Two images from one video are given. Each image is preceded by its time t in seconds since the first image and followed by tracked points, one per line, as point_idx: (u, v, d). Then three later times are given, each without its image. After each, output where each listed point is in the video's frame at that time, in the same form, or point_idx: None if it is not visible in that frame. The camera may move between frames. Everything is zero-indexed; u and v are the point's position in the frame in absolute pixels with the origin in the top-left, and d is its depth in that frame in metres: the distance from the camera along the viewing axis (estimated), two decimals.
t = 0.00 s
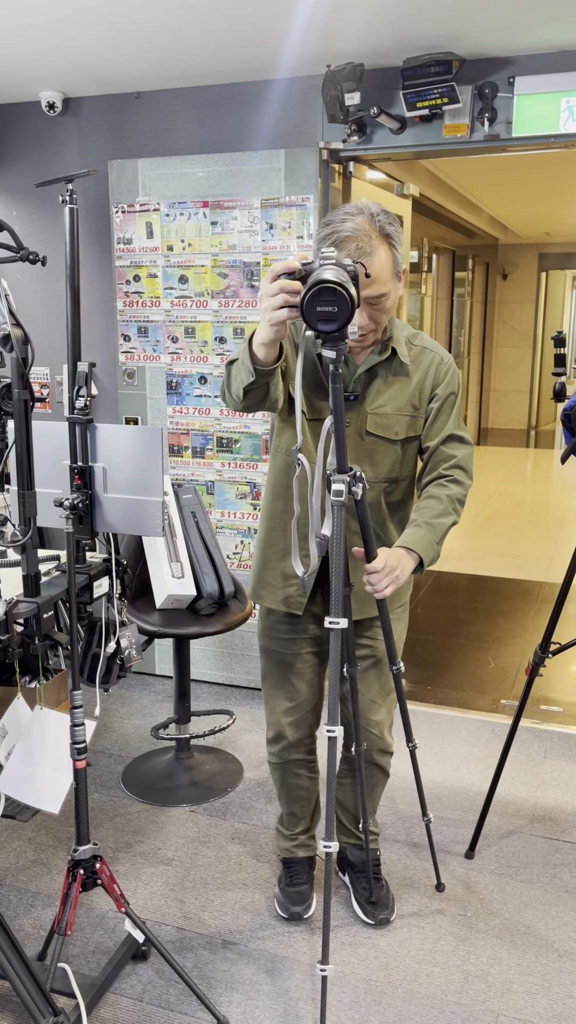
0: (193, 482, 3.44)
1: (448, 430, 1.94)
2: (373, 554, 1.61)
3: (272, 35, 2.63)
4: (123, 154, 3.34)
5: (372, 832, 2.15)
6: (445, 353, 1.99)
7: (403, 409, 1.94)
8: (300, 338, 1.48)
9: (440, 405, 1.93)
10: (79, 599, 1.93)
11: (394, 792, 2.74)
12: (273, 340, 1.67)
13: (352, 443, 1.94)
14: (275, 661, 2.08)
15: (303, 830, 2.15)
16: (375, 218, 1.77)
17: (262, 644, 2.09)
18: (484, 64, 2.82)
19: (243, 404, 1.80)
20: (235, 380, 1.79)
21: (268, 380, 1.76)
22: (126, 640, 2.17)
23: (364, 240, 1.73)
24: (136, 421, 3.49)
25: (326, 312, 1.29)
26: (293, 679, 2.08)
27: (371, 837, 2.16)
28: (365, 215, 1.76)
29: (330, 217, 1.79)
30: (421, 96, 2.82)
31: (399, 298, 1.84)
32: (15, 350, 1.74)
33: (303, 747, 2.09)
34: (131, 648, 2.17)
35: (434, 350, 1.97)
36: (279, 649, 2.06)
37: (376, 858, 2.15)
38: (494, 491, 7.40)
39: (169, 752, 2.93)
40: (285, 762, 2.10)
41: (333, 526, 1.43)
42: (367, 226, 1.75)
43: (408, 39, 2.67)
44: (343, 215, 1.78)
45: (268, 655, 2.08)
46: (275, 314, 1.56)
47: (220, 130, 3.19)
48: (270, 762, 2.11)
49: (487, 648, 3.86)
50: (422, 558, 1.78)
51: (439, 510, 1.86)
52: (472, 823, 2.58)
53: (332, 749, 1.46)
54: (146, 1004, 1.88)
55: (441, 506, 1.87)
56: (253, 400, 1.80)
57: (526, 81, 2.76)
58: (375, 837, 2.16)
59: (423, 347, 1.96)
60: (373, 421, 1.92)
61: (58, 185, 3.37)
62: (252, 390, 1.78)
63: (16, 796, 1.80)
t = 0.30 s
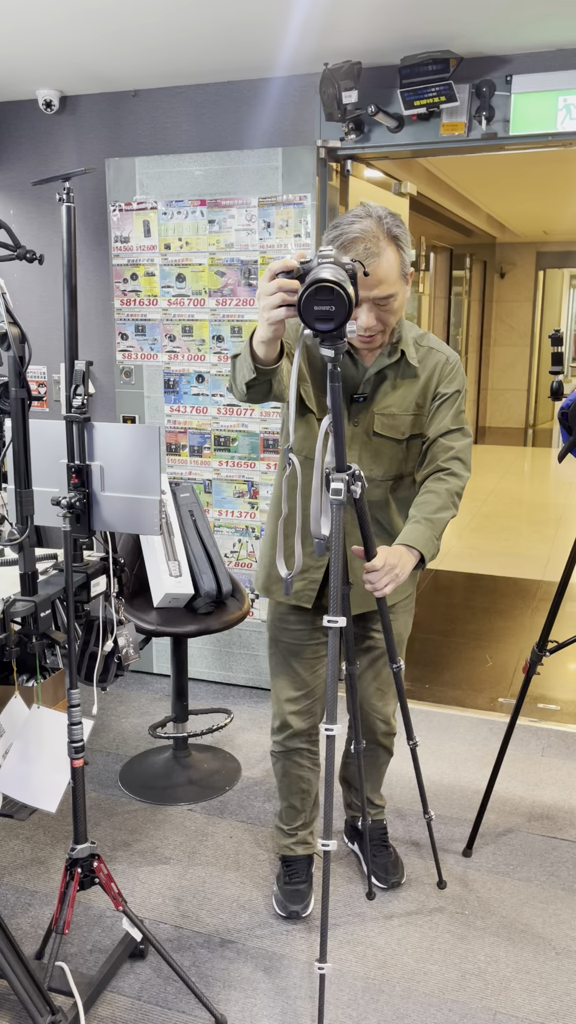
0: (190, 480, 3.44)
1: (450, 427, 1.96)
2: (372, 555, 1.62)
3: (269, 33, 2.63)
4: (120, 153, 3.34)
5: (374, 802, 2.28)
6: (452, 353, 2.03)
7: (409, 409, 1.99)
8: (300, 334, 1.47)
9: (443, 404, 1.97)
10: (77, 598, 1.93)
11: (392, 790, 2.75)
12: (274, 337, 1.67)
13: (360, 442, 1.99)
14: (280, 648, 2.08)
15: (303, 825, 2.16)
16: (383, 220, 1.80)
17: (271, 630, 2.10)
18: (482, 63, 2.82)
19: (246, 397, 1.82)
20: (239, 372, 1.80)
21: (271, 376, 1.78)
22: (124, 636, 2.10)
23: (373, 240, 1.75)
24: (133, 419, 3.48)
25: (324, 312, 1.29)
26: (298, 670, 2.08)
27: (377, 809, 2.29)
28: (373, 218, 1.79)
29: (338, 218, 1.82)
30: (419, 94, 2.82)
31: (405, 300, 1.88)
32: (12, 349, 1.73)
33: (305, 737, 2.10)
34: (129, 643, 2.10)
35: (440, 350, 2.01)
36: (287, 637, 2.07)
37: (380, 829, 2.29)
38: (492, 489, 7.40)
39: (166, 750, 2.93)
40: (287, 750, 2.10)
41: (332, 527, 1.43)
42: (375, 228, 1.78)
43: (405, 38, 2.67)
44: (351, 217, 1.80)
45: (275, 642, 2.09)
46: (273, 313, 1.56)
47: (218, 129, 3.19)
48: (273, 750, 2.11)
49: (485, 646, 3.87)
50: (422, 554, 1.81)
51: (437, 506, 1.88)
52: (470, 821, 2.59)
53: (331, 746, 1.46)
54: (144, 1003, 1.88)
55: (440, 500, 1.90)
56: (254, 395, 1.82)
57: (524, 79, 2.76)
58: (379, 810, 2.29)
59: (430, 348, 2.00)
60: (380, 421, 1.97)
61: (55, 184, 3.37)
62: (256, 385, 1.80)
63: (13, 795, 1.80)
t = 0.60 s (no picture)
0: (188, 480, 3.44)
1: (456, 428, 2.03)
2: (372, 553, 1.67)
3: (266, 31, 2.62)
4: (117, 152, 3.34)
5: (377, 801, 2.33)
6: (465, 357, 2.09)
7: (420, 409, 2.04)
8: (303, 333, 1.49)
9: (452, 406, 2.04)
10: (74, 597, 1.93)
11: (390, 789, 2.75)
12: (279, 335, 1.68)
13: (375, 442, 2.06)
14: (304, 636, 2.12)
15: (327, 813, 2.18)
16: (395, 225, 1.84)
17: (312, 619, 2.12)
18: (479, 62, 2.82)
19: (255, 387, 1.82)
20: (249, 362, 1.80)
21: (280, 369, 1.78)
22: (122, 635, 2.13)
23: (384, 243, 1.80)
24: (131, 419, 3.48)
25: (331, 313, 1.31)
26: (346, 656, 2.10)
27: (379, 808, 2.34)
28: (386, 224, 1.84)
29: (351, 225, 1.87)
30: (416, 93, 2.82)
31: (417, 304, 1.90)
32: (9, 348, 1.73)
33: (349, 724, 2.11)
34: (127, 641, 2.13)
35: (453, 354, 2.07)
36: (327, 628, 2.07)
37: (379, 828, 2.31)
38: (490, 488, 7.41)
39: (164, 749, 2.94)
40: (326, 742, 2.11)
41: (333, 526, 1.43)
42: (388, 233, 1.82)
43: (402, 36, 2.66)
44: (364, 223, 1.85)
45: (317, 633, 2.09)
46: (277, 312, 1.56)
47: (215, 127, 3.18)
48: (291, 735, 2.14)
49: (482, 645, 3.87)
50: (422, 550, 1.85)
51: (439, 503, 1.93)
52: (467, 819, 2.59)
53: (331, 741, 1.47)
54: (142, 1001, 1.88)
55: (443, 498, 1.94)
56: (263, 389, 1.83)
57: (521, 78, 2.76)
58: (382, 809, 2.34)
59: (444, 352, 2.07)
60: (392, 422, 2.03)
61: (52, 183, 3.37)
62: (265, 378, 1.80)
63: (11, 794, 1.79)
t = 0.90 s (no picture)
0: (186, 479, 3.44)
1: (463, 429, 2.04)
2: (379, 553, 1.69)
3: (263, 29, 2.62)
4: (114, 150, 3.33)
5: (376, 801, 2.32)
6: (472, 357, 2.08)
7: (426, 409, 2.04)
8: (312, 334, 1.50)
9: (458, 407, 2.04)
10: (72, 596, 1.92)
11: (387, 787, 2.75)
12: (287, 332, 1.68)
13: (380, 442, 2.07)
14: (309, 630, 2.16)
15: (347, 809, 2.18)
16: (403, 225, 1.85)
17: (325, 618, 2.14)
18: (476, 60, 2.82)
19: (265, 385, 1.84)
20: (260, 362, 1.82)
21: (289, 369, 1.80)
22: (119, 634, 2.17)
23: (392, 243, 1.81)
24: (129, 418, 3.48)
25: (342, 312, 1.33)
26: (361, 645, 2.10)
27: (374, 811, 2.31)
28: (394, 223, 1.84)
29: (359, 224, 1.88)
30: (413, 92, 2.81)
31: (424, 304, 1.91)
32: (6, 346, 1.72)
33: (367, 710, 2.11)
34: (124, 641, 2.17)
35: (460, 354, 2.06)
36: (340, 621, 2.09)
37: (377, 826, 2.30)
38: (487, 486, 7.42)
39: (162, 748, 2.94)
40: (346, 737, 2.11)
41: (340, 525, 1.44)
42: (396, 232, 1.83)
43: (399, 33, 2.66)
44: (372, 223, 1.86)
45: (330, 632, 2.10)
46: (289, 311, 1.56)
47: (212, 126, 3.18)
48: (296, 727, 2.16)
49: (480, 643, 3.87)
50: (428, 549, 1.87)
51: (446, 502, 1.95)
52: (465, 817, 2.59)
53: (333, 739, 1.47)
54: (140, 1000, 1.88)
55: (449, 498, 1.96)
56: (272, 386, 1.84)
57: (518, 76, 2.76)
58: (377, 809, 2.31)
59: (450, 352, 2.06)
60: (398, 422, 2.04)
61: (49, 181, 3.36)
62: (274, 377, 1.82)
63: (11, 793, 1.80)
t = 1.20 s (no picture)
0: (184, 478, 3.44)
1: (473, 419, 2.07)
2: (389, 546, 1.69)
3: (260, 28, 2.61)
4: (112, 149, 3.33)
5: (371, 800, 2.31)
6: (477, 348, 2.12)
7: (434, 399, 2.05)
8: (321, 333, 1.51)
9: (466, 397, 2.06)
10: (69, 595, 1.92)
11: (385, 785, 2.76)
12: (294, 329, 1.70)
13: (387, 435, 2.05)
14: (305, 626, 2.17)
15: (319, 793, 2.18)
16: (411, 216, 1.86)
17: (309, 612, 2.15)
18: (473, 59, 2.82)
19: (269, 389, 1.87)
20: (263, 367, 1.86)
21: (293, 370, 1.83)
22: (117, 634, 2.19)
23: (401, 233, 1.82)
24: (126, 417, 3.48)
25: (350, 312, 1.36)
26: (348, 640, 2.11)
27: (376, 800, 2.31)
28: (403, 213, 1.85)
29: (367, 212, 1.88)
30: (410, 90, 2.81)
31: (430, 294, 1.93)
32: (4, 345, 1.71)
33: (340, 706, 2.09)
34: (122, 641, 2.18)
35: (466, 345, 2.09)
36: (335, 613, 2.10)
37: (376, 826, 2.31)
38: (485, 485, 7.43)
39: (161, 747, 2.94)
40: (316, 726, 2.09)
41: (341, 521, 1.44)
42: (404, 223, 1.84)
43: (396, 31, 2.66)
44: (380, 211, 1.87)
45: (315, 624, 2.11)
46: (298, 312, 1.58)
47: (209, 124, 3.18)
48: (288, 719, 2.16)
49: (477, 642, 3.87)
50: (438, 540, 1.88)
51: (458, 495, 1.97)
52: (463, 815, 2.59)
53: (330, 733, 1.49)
54: (139, 999, 1.88)
55: (461, 491, 1.99)
56: (275, 388, 1.87)
57: (515, 75, 2.75)
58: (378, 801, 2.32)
59: (456, 342, 2.09)
60: (406, 413, 2.03)
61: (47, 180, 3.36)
62: (278, 378, 1.85)
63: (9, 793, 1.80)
